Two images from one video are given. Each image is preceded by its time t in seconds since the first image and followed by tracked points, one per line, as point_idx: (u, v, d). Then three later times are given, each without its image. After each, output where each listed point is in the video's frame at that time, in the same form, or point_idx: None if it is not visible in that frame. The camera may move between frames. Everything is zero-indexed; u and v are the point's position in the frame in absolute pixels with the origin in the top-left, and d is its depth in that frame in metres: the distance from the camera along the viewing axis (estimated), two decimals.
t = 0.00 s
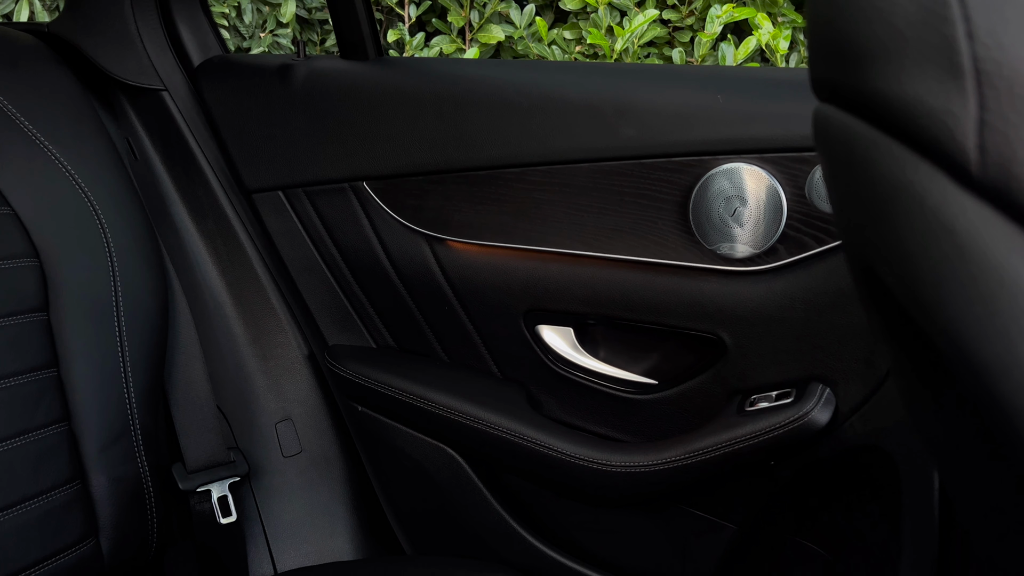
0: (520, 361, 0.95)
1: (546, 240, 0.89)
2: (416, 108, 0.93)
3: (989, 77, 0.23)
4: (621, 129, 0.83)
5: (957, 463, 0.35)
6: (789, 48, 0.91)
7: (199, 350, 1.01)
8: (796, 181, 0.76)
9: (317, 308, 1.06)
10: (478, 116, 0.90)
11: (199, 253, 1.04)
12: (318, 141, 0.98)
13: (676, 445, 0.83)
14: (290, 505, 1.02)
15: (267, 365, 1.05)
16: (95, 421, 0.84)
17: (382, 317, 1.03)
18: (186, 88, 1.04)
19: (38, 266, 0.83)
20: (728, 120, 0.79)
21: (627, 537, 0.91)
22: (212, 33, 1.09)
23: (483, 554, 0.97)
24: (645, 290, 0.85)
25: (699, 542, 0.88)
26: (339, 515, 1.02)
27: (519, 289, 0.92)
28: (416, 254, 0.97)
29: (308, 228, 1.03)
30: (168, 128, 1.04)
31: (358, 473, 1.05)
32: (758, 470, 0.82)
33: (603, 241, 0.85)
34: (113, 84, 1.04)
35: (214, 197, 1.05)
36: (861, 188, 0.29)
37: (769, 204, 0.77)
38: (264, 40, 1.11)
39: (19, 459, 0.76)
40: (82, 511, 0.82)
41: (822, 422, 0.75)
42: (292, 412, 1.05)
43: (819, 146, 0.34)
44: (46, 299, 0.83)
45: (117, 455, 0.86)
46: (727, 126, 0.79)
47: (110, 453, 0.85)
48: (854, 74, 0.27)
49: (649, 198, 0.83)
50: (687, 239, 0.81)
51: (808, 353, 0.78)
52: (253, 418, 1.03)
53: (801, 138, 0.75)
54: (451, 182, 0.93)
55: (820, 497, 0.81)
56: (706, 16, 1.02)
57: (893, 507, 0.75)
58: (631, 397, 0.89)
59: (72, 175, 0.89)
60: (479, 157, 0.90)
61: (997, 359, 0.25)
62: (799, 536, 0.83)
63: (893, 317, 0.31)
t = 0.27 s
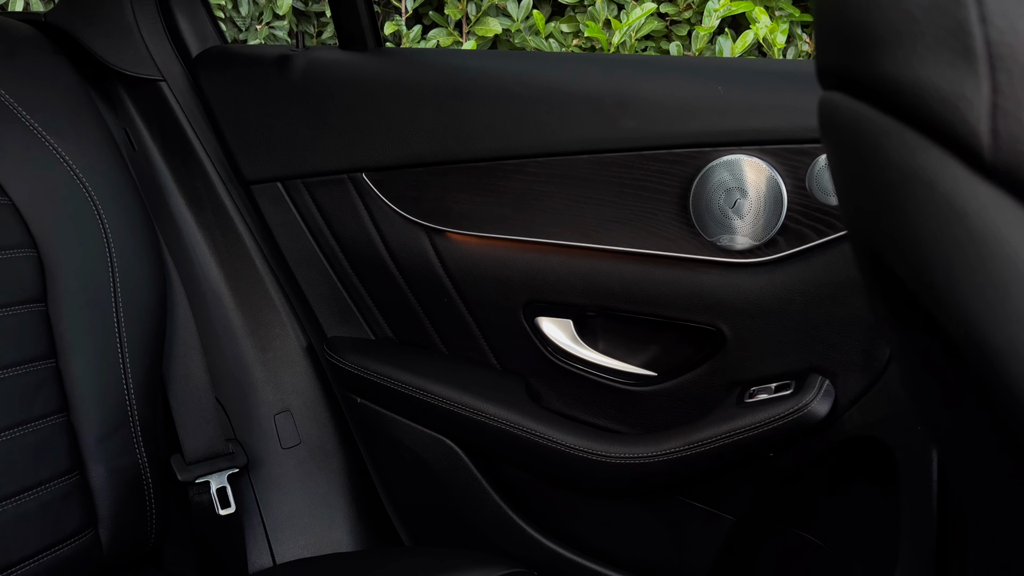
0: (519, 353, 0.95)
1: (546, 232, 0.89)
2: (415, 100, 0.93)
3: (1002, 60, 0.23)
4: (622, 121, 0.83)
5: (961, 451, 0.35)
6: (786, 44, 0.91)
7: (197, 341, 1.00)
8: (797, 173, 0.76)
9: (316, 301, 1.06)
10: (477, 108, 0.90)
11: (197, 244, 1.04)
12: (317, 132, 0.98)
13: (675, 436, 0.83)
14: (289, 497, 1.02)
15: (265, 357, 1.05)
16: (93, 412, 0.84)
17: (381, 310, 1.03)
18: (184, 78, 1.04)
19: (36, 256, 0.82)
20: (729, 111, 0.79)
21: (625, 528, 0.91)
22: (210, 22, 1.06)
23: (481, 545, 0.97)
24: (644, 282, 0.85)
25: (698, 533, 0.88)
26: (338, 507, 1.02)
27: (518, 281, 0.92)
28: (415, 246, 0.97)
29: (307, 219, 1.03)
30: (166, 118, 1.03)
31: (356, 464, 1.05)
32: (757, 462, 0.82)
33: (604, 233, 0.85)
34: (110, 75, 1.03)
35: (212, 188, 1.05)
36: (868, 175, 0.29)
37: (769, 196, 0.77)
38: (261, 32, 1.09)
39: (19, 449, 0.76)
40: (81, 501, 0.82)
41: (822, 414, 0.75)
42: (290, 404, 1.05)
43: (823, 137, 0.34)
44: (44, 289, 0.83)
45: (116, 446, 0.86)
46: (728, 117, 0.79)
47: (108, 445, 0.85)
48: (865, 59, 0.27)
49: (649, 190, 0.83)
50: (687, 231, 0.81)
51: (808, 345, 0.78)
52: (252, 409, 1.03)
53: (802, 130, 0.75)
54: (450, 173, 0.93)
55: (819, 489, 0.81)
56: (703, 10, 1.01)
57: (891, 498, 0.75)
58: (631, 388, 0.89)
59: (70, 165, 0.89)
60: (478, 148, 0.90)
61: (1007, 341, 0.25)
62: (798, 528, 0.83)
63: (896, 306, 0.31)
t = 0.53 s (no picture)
0: (522, 346, 0.95)
1: (549, 226, 0.89)
2: (418, 93, 0.93)
3: (1017, 41, 0.24)
4: (625, 114, 0.83)
5: (969, 437, 0.35)
6: (785, 41, 0.92)
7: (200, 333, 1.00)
8: (800, 166, 0.76)
9: (318, 295, 1.06)
10: (480, 101, 0.90)
11: (200, 237, 1.04)
12: (320, 125, 0.98)
13: (678, 428, 0.84)
14: (291, 490, 1.02)
15: (267, 350, 1.05)
16: (97, 403, 0.84)
17: (384, 303, 1.03)
18: (187, 72, 1.04)
19: (39, 248, 0.83)
20: (733, 105, 0.79)
21: (627, 521, 0.91)
22: (212, 15, 1.07)
23: (483, 538, 0.97)
24: (647, 275, 0.85)
25: (699, 526, 0.88)
26: (340, 500, 1.03)
27: (521, 274, 0.92)
28: (417, 239, 0.97)
29: (310, 212, 1.03)
30: (168, 111, 1.03)
31: (359, 457, 1.06)
32: (760, 455, 0.83)
33: (607, 226, 0.86)
34: (113, 68, 1.03)
35: (215, 180, 1.05)
36: (880, 158, 0.29)
37: (773, 189, 0.77)
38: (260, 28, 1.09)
39: (23, 440, 0.76)
40: (85, 493, 0.82)
41: (824, 406, 0.75)
42: (293, 397, 1.05)
43: (833, 128, 0.35)
44: (48, 281, 0.83)
45: (119, 437, 0.86)
46: (731, 111, 0.79)
47: (112, 436, 0.85)
48: (880, 41, 0.28)
49: (652, 184, 0.83)
50: (690, 224, 0.82)
51: (811, 337, 0.78)
52: (255, 402, 1.04)
53: (806, 123, 0.76)
54: (453, 167, 0.93)
55: (821, 481, 0.82)
56: (703, 7, 1.01)
57: (893, 490, 0.75)
58: (634, 381, 0.89)
59: (74, 158, 0.89)
60: (482, 141, 0.90)
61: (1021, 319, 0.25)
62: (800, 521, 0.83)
63: (904, 292, 0.32)
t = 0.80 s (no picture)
0: (524, 342, 0.96)
1: (552, 221, 0.89)
2: (421, 89, 0.93)
3: None
4: (628, 109, 0.84)
5: (975, 424, 0.35)
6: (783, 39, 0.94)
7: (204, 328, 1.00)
8: (802, 161, 0.76)
9: (321, 291, 1.06)
10: (483, 97, 0.90)
11: (202, 233, 1.04)
12: (323, 121, 0.98)
13: (680, 423, 0.84)
14: (293, 484, 1.03)
15: (270, 346, 1.05)
16: (100, 398, 0.84)
17: (386, 299, 1.03)
18: (189, 68, 1.04)
19: (43, 243, 0.83)
20: (735, 100, 0.79)
21: (629, 515, 0.91)
22: (214, 11, 1.07)
23: (485, 533, 0.98)
24: (649, 270, 0.85)
25: (701, 520, 0.88)
26: (342, 495, 1.03)
27: (523, 269, 0.92)
28: (420, 235, 0.97)
29: (312, 208, 1.03)
30: (171, 106, 1.04)
31: (360, 453, 1.06)
32: (761, 449, 0.83)
33: (609, 222, 0.86)
34: (115, 63, 1.03)
35: (218, 176, 1.05)
36: (891, 144, 0.29)
37: (775, 184, 0.77)
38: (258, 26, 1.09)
39: (26, 434, 0.76)
40: (89, 487, 0.82)
41: (826, 400, 0.76)
42: (295, 392, 1.05)
43: (841, 118, 0.35)
44: (51, 276, 0.83)
45: (122, 432, 0.86)
46: (734, 106, 0.79)
47: (116, 431, 0.85)
48: (891, 28, 0.28)
49: (654, 179, 0.83)
50: (693, 219, 0.82)
51: (813, 332, 0.78)
52: (257, 398, 1.04)
53: (809, 119, 0.76)
54: (456, 162, 0.93)
55: (822, 476, 0.82)
56: (702, 6, 1.00)
57: (895, 484, 0.76)
58: (636, 376, 0.89)
59: (77, 153, 0.89)
60: (485, 136, 0.90)
61: None
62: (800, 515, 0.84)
63: (914, 279, 0.32)
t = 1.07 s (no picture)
0: (524, 339, 0.96)
1: (551, 219, 0.89)
2: (421, 86, 0.93)
3: None
4: (628, 106, 0.84)
5: (976, 416, 0.35)
6: (782, 40, 0.96)
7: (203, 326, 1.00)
8: (802, 158, 0.76)
9: (321, 288, 1.06)
10: (483, 94, 0.90)
11: (202, 230, 1.04)
12: (323, 118, 0.98)
13: (680, 419, 0.84)
14: (292, 482, 1.03)
15: (269, 343, 1.05)
16: (100, 395, 0.84)
17: (386, 296, 1.03)
18: (189, 65, 1.04)
19: (42, 240, 0.83)
20: (735, 97, 0.79)
21: (628, 512, 0.91)
22: (214, 9, 1.07)
23: (485, 529, 0.98)
24: (649, 267, 0.85)
25: (700, 517, 0.88)
26: (341, 492, 1.03)
27: (523, 266, 0.92)
28: (419, 232, 0.98)
29: (312, 206, 1.03)
30: (170, 103, 1.04)
31: (360, 450, 1.06)
32: (761, 446, 0.83)
33: (609, 219, 0.86)
34: (115, 60, 1.03)
35: (217, 174, 1.05)
36: (893, 135, 0.30)
37: (775, 181, 0.77)
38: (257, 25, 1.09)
39: (26, 431, 0.76)
40: (88, 484, 0.82)
41: (825, 397, 0.76)
42: (295, 390, 1.05)
43: (841, 112, 0.35)
44: (51, 273, 0.83)
45: (122, 428, 0.85)
46: (734, 103, 0.79)
47: (115, 427, 0.85)
48: (894, 19, 0.28)
49: (654, 176, 0.83)
50: (692, 216, 0.82)
51: (812, 328, 0.79)
52: (257, 395, 1.04)
53: (809, 115, 0.76)
54: (456, 159, 0.93)
55: (822, 472, 0.82)
56: (699, 6, 1.00)
57: (894, 480, 0.76)
58: (635, 373, 0.90)
59: (76, 149, 0.89)
60: (485, 134, 0.90)
61: None
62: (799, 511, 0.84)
63: (915, 270, 0.32)
